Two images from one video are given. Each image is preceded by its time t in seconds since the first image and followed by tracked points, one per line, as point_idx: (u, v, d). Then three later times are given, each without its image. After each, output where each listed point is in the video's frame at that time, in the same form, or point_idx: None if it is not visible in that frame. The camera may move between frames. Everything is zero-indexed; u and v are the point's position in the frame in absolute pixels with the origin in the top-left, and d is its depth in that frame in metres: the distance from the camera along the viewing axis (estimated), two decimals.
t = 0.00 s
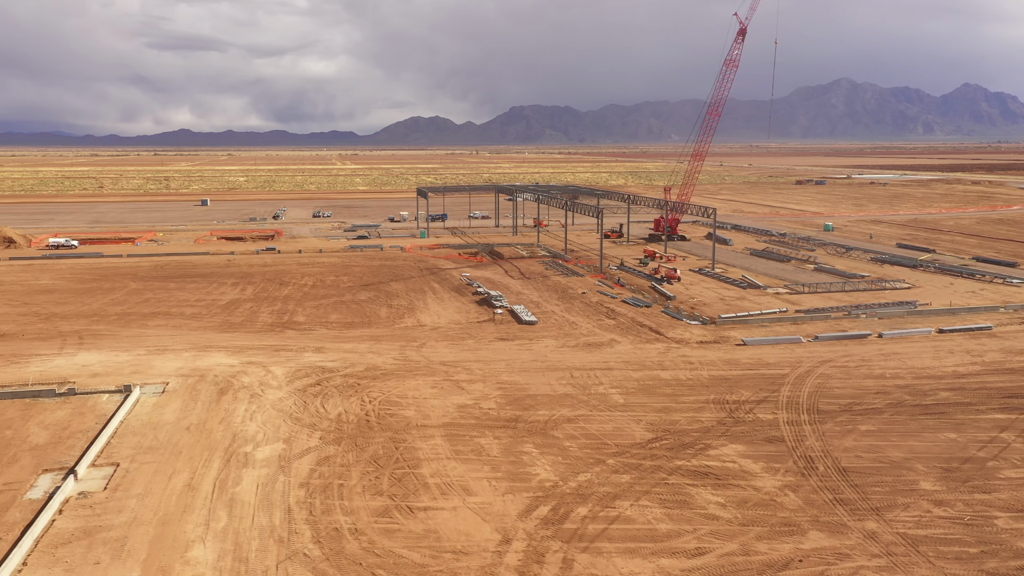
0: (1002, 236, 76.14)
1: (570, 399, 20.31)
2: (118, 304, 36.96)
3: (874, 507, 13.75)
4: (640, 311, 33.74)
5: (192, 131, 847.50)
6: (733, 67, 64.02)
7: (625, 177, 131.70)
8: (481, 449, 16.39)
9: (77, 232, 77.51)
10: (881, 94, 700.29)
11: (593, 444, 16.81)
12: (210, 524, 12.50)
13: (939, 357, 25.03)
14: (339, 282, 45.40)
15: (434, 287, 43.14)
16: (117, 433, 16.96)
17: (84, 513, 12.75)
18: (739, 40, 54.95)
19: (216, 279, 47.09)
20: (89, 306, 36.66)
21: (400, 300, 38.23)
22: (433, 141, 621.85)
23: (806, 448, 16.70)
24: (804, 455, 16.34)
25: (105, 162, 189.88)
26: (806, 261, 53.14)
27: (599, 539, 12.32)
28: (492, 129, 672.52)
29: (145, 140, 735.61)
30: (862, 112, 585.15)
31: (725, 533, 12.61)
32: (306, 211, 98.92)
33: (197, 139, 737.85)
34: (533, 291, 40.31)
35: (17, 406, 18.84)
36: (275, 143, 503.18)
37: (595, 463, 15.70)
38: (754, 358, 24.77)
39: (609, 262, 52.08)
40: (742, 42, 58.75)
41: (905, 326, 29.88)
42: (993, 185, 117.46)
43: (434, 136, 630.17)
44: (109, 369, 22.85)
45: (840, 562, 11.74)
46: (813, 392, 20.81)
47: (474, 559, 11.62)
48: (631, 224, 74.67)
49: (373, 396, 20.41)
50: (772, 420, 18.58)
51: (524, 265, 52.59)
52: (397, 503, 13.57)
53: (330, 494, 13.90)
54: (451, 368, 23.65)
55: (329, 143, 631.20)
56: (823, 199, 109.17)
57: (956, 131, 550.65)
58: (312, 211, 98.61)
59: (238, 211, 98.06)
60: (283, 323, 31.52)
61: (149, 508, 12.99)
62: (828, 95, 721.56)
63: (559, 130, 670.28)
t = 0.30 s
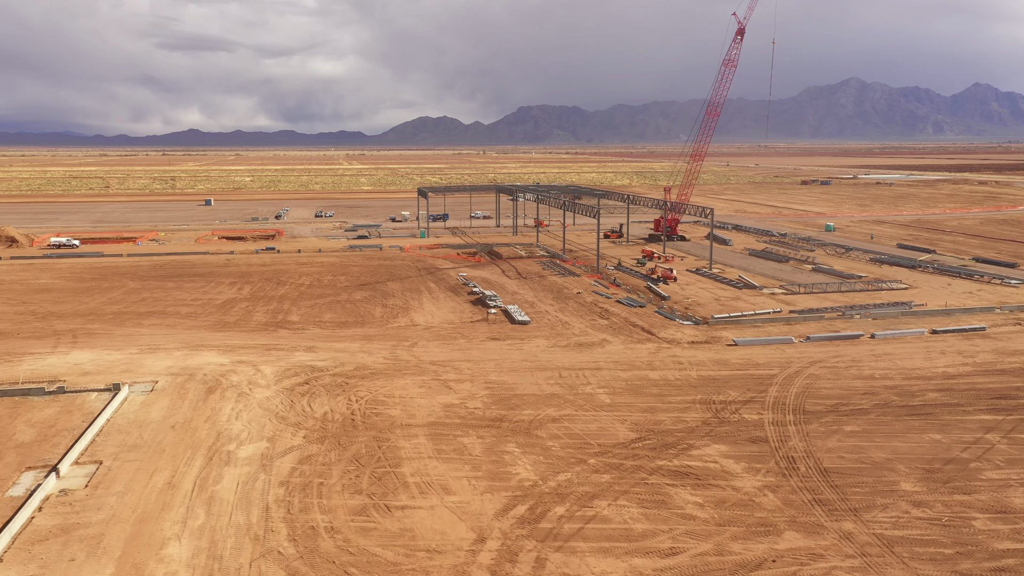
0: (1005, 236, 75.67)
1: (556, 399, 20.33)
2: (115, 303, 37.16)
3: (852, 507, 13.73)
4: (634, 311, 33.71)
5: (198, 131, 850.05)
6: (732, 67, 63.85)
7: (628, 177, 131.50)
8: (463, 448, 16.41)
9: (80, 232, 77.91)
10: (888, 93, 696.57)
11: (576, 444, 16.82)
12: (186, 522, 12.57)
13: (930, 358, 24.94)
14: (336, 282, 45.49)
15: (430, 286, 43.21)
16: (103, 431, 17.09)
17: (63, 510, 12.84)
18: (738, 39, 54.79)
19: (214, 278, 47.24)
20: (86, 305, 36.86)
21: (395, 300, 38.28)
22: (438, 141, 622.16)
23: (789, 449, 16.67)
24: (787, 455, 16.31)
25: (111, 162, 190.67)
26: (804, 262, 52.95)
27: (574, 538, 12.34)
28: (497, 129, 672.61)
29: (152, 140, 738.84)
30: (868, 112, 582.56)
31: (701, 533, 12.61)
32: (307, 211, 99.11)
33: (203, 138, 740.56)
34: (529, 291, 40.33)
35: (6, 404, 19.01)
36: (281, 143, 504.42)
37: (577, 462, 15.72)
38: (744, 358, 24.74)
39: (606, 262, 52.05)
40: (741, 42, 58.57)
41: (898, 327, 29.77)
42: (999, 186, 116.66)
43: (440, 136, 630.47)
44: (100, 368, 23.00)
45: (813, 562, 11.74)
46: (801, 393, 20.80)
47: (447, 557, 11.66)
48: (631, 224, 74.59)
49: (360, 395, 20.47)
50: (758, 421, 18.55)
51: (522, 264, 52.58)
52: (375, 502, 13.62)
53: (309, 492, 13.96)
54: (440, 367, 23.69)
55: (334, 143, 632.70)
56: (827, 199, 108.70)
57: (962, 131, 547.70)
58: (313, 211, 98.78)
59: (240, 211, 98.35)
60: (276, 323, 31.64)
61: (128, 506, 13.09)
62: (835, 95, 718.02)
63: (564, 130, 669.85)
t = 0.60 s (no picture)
0: (1008, 237, 75.26)
1: (542, 399, 20.35)
2: (112, 303, 37.35)
3: (829, 508, 13.71)
4: (627, 311, 33.70)
5: (207, 131, 853.64)
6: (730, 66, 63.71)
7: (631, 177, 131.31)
8: (445, 448, 16.44)
9: (81, 231, 78.23)
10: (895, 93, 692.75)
11: (558, 444, 16.85)
12: (164, 520, 12.64)
13: (921, 358, 24.88)
14: (333, 282, 45.56)
15: (426, 286, 43.28)
16: (88, 429, 17.18)
17: (42, 508, 12.94)
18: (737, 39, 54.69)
19: (211, 278, 47.40)
20: (82, 304, 37.03)
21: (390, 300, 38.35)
22: (443, 141, 622.51)
23: (771, 449, 16.65)
24: (769, 456, 16.29)
25: (118, 162, 191.50)
26: (802, 262, 52.83)
27: (548, 538, 12.36)
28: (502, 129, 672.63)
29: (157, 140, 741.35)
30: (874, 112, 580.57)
31: (676, 533, 12.62)
32: (308, 211, 99.27)
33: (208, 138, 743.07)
34: (524, 291, 40.36)
35: None
36: (287, 144, 506.22)
37: (557, 462, 15.73)
38: (733, 358, 24.72)
39: (603, 262, 52.03)
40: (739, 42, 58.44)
41: (891, 327, 29.70)
42: (1004, 186, 115.97)
43: (444, 136, 630.92)
44: (90, 367, 23.13)
45: (786, 563, 11.74)
46: (788, 393, 20.78)
47: (420, 556, 11.70)
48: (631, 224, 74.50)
49: (347, 395, 20.54)
50: (742, 421, 18.54)
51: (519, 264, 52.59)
52: (353, 501, 13.66)
53: (287, 491, 14.02)
54: (429, 367, 23.74)
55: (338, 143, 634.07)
56: (829, 199, 108.32)
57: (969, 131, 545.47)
58: (315, 210, 98.92)
59: (243, 210, 98.58)
60: (270, 322, 31.77)
61: (107, 503, 13.18)
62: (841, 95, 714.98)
63: (568, 130, 669.55)
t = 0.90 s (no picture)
0: (1010, 237, 74.90)
1: (528, 398, 20.39)
2: (108, 301, 37.54)
3: (807, 509, 13.70)
4: (620, 311, 33.69)
5: (212, 130, 856.38)
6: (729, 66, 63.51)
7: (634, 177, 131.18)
8: (426, 447, 16.49)
9: (83, 231, 78.52)
10: (901, 93, 689.48)
11: (542, 443, 16.87)
12: (141, 517, 12.73)
13: (911, 359, 24.82)
14: (330, 281, 45.63)
15: (422, 286, 43.35)
16: (73, 427, 17.32)
17: (20, 505, 13.04)
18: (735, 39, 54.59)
19: (209, 277, 47.54)
20: (79, 303, 37.20)
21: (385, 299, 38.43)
22: (448, 141, 622.82)
23: (753, 450, 16.64)
24: (750, 456, 16.28)
25: (124, 161, 192.18)
26: (800, 262, 52.72)
27: (523, 537, 12.40)
28: (506, 128, 672.54)
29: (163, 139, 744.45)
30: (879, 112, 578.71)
31: (651, 533, 12.63)
32: (309, 210, 99.38)
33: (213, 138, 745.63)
34: (519, 291, 40.38)
35: None
36: (292, 144, 506.94)
37: (538, 462, 15.76)
38: (723, 359, 24.70)
39: (601, 262, 52.02)
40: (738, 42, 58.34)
41: (883, 328, 29.65)
42: (1010, 187, 115.39)
43: (449, 136, 631.22)
44: (81, 365, 23.28)
45: (758, 563, 11.76)
46: (774, 394, 20.76)
47: (393, 555, 11.76)
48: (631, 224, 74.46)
49: (334, 394, 20.62)
50: (726, 421, 18.53)
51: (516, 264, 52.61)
52: (331, 499, 13.74)
53: (266, 489, 14.09)
54: (418, 367, 23.78)
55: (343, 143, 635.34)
56: (832, 199, 108.02)
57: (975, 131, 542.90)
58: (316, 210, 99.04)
59: (246, 210, 98.79)
60: (263, 321, 31.84)
61: (85, 501, 13.28)
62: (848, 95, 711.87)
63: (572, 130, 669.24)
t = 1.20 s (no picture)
0: (1012, 238, 74.59)
1: (514, 398, 20.42)
2: (104, 301, 37.69)
3: (784, 509, 13.70)
4: (613, 311, 33.68)
5: (217, 130, 858.54)
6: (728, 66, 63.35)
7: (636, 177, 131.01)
8: (408, 446, 16.54)
9: (85, 230, 78.79)
10: (907, 93, 686.40)
11: (524, 443, 16.91)
12: (119, 514, 12.83)
13: (901, 360, 24.76)
14: (326, 281, 45.68)
15: (418, 286, 43.39)
16: (59, 425, 17.43)
17: None
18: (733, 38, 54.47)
19: (206, 276, 47.68)
20: (75, 302, 37.33)
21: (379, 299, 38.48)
22: (453, 141, 623.20)
23: (735, 450, 16.64)
24: (731, 456, 16.27)
25: (131, 161, 192.73)
26: (797, 262, 52.70)
27: (497, 536, 12.44)
28: (511, 128, 672.42)
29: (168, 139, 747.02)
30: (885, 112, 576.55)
31: (625, 532, 12.66)
32: (310, 210, 99.52)
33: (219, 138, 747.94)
34: (514, 291, 40.38)
35: None
36: (297, 145, 507.68)
37: (519, 461, 15.80)
38: (712, 359, 24.70)
39: (598, 262, 51.99)
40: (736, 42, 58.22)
41: (875, 328, 29.60)
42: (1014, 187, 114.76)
43: (453, 136, 631.24)
44: (71, 364, 23.41)
45: (730, 563, 11.78)
46: (761, 394, 20.75)
47: (367, 553, 11.82)
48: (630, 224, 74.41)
49: (321, 393, 20.69)
50: (710, 421, 18.54)
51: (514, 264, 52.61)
52: (309, 497, 13.80)
53: (245, 487, 14.16)
54: (406, 366, 23.82)
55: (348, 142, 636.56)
56: (834, 199, 107.73)
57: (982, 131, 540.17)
58: (317, 210, 99.16)
59: (247, 210, 99.01)
60: (256, 321, 31.92)
61: (64, 498, 13.37)
62: (853, 95, 708.88)
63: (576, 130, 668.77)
